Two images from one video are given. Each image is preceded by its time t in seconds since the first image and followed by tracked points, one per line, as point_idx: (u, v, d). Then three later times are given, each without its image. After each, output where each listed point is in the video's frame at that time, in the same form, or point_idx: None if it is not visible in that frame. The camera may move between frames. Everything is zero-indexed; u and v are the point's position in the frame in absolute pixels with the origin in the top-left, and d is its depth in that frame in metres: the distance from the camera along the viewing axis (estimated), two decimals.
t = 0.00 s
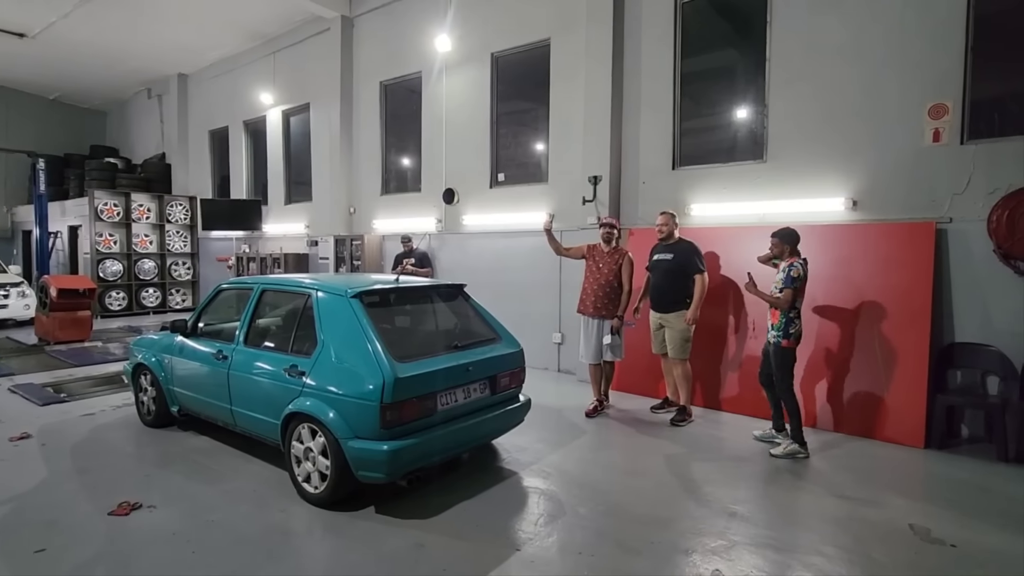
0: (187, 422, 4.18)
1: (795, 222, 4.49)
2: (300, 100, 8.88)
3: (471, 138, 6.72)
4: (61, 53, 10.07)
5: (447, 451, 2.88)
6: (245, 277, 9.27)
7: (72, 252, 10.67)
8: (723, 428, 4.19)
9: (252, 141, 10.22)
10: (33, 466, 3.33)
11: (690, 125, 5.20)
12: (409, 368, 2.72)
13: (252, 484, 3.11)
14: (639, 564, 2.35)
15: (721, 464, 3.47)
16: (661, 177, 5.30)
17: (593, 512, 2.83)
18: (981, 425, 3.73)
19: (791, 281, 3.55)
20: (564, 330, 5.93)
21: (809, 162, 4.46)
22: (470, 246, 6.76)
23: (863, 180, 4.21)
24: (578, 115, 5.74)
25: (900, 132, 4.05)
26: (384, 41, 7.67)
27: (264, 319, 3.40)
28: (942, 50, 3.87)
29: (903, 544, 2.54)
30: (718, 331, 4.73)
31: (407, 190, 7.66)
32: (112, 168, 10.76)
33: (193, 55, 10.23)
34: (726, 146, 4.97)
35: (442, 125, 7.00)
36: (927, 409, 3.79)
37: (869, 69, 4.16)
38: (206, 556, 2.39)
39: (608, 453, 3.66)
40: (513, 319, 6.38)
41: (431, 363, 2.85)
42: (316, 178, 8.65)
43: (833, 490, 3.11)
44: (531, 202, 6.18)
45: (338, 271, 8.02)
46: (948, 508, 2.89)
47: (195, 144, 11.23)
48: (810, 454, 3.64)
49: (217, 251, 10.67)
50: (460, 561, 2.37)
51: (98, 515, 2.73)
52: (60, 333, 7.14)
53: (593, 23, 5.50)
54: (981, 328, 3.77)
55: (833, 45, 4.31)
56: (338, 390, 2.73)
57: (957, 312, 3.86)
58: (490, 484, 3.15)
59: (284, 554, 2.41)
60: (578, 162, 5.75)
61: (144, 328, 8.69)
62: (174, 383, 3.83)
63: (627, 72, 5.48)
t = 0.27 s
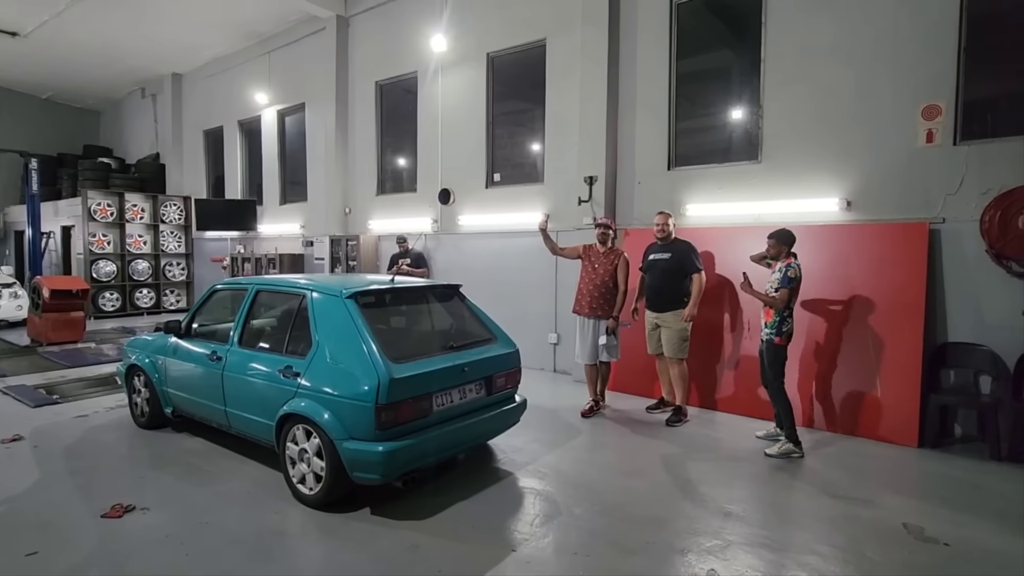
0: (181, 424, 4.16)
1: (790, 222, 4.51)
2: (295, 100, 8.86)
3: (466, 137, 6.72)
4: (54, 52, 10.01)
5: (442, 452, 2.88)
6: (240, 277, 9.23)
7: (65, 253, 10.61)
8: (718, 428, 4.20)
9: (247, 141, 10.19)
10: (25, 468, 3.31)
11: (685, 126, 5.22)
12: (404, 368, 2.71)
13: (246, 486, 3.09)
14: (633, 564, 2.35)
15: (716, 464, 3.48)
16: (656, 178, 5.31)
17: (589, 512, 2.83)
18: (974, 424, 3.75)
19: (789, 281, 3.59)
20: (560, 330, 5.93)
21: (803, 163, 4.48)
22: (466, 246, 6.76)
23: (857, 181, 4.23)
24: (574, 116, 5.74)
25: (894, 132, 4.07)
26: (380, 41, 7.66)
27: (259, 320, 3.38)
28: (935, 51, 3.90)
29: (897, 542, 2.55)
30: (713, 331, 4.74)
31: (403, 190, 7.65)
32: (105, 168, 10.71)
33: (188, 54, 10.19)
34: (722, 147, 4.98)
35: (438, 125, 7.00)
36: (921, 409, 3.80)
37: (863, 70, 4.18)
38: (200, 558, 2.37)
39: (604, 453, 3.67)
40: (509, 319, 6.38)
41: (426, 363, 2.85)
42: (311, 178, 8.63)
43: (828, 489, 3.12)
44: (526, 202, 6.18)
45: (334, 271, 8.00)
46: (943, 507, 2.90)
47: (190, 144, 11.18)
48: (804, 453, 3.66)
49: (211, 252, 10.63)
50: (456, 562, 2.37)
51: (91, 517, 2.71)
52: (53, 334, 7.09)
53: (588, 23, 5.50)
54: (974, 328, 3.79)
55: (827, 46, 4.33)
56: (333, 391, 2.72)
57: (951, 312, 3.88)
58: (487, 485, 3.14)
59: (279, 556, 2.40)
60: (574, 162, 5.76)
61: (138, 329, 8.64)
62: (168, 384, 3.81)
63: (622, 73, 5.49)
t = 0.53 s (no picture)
0: (178, 425, 4.15)
1: (788, 222, 4.51)
2: (292, 100, 8.84)
3: (464, 137, 6.72)
4: (50, 52, 9.99)
5: (440, 453, 2.87)
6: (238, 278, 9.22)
7: (62, 253, 10.58)
8: (716, 428, 4.21)
9: (244, 141, 10.17)
10: (22, 469, 3.30)
11: (683, 126, 5.22)
12: (402, 369, 2.71)
13: (244, 487, 3.09)
14: (632, 565, 2.35)
15: (714, 464, 3.48)
16: (654, 178, 5.32)
17: (587, 513, 2.83)
18: (971, 424, 3.78)
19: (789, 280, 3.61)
20: (558, 330, 5.94)
21: (800, 163, 4.49)
22: (464, 246, 6.76)
23: (854, 181, 4.24)
24: (571, 116, 5.74)
25: (891, 133, 4.08)
26: (377, 41, 7.66)
27: (256, 321, 3.38)
28: (931, 52, 3.91)
29: (894, 541, 2.56)
30: (711, 331, 4.76)
31: (400, 191, 7.64)
32: (102, 169, 10.68)
33: (185, 54, 10.17)
34: (719, 147, 4.99)
35: (435, 125, 7.00)
36: (918, 408, 3.80)
37: (860, 70, 4.19)
38: (197, 559, 2.37)
39: (602, 454, 3.67)
40: (507, 320, 6.38)
41: (424, 364, 2.84)
42: (309, 179, 8.61)
43: (825, 489, 3.13)
44: (524, 203, 6.17)
45: (331, 271, 8.00)
46: (940, 506, 2.91)
47: (187, 144, 11.16)
48: (802, 453, 3.66)
49: (209, 252, 10.61)
50: (455, 562, 2.37)
51: (88, 518, 2.70)
52: (49, 335, 7.07)
53: (586, 23, 5.50)
54: (971, 328, 3.80)
55: (824, 46, 4.34)
56: (331, 392, 2.72)
57: (947, 312, 3.89)
58: (485, 485, 3.14)
59: (277, 557, 2.39)
60: (572, 162, 5.76)
61: (136, 330, 8.62)
62: (165, 385, 3.80)
63: (620, 74, 5.50)
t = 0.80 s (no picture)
0: (178, 426, 4.15)
1: (787, 223, 4.52)
2: (291, 100, 8.84)
3: (464, 138, 6.72)
4: (49, 53, 9.97)
5: (439, 454, 2.87)
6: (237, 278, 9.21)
7: (61, 255, 10.57)
8: (715, 428, 4.21)
9: (244, 141, 10.17)
10: (21, 471, 3.30)
11: (682, 126, 5.23)
12: (402, 370, 2.71)
13: (244, 488, 3.09)
14: (631, 565, 2.35)
15: (714, 465, 3.48)
16: (653, 178, 5.32)
17: (587, 513, 2.83)
18: (970, 423, 3.79)
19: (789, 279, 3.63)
20: (557, 331, 5.94)
21: (799, 163, 4.49)
22: (463, 247, 6.76)
23: (853, 181, 4.25)
24: (571, 116, 5.74)
25: (890, 133, 4.09)
26: (376, 41, 7.65)
27: (256, 321, 3.38)
28: (930, 52, 3.91)
29: (894, 542, 2.56)
30: (711, 331, 4.75)
31: (400, 191, 7.64)
32: (101, 169, 10.67)
33: (184, 55, 10.16)
34: (718, 147, 5.00)
35: (434, 126, 7.00)
36: (916, 409, 3.80)
37: (859, 71, 4.20)
38: (197, 561, 2.37)
39: (602, 454, 3.67)
40: (506, 320, 6.39)
41: (424, 365, 2.85)
42: (308, 179, 8.61)
43: (825, 489, 3.13)
44: (523, 203, 6.18)
45: (331, 272, 8.00)
46: (940, 507, 2.91)
47: (186, 145, 11.15)
48: (802, 453, 3.67)
49: (208, 253, 10.61)
50: (455, 563, 2.37)
51: (87, 520, 2.70)
52: (48, 336, 7.06)
53: (585, 24, 5.51)
54: (970, 328, 3.81)
55: (823, 47, 4.34)
56: (331, 393, 2.72)
57: (946, 312, 3.89)
58: (484, 486, 3.14)
59: (276, 559, 2.39)
60: (571, 162, 5.76)
61: (135, 331, 8.61)
62: (165, 387, 3.79)
63: (619, 74, 5.50)
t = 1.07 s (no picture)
0: (177, 428, 4.15)
1: (786, 223, 4.52)
2: (291, 101, 8.84)
3: (463, 139, 6.72)
4: (48, 54, 9.97)
5: (439, 456, 2.87)
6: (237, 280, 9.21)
7: (60, 256, 10.56)
8: (715, 429, 4.21)
9: (243, 143, 10.17)
10: (20, 474, 3.29)
11: (681, 127, 5.23)
12: (402, 372, 2.71)
13: (243, 490, 3.09)
14: (631, 566, 2.36)
15: (713, 465, 3.49)
16: (652, 179, 5.33)
17: (587, 515, 2.83)
18: (969, 424, 3.80)
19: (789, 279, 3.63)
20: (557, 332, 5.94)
21: (798, 164, 4.50)
22: (462, 248, 6.76)
23: (852, 182, 4.25)
24: (570, 118, 5.75)
25: (889, 134, 4.09)
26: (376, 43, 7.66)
27: (255, 323, 3.39)
28: (928, 53, 3.92)
29: (893, 542, 2.56)
30: (719, 335, 4.71)
31: (399, 193, 7.64)
32: (101, 171, 10.67)
33: (183, 56, 10.16)
34: (718, 148, 5.00)
35: (434, 127, 7.00)
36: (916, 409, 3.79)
37: (857, 71, 4.20)
38: (197, 563, 2.37)
39: (601, 455, 3.67)
40: (506, 321, 6.39)
41: (424, 366, 2.85)
42: (308, 181, 8.61)
43: (825, 490, 3.13)
44: (523, 204, 6.18)
45: (330, 273, 8.00)
46: (940, 507, 2.91)
47: (186, 146, 11.15)
48: (801, 454, 3.66)
49: (208, 254, 10.62)
50: (455, 564, 2.37)
51: (86, 523, 2.70)
52: (48, 338, 7.05)
53: (584, 25, 5.51)
54: (969, 329, 3.81)
55: (822, 47, 4.35)
56: (330, 395, 2.72)
57: (946, 312, 3.90)
58: (484, 488, 3.14)
59: (276, 561, 2.39)
60: (571, 163, 5.76)
61: (134, 333, 8.61)
62: (164, 389, 3.79)
63: (618, 75, 5.51)
